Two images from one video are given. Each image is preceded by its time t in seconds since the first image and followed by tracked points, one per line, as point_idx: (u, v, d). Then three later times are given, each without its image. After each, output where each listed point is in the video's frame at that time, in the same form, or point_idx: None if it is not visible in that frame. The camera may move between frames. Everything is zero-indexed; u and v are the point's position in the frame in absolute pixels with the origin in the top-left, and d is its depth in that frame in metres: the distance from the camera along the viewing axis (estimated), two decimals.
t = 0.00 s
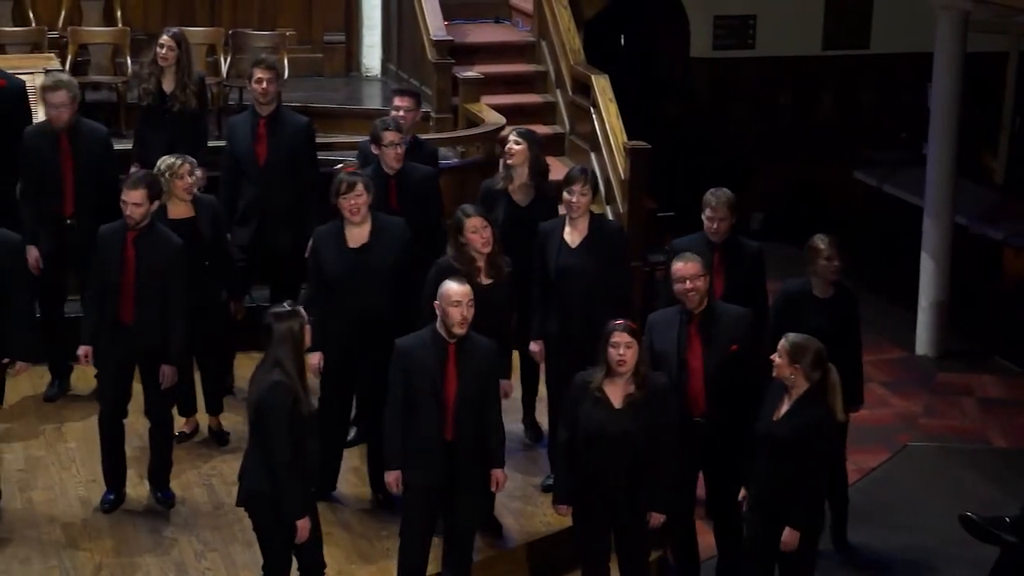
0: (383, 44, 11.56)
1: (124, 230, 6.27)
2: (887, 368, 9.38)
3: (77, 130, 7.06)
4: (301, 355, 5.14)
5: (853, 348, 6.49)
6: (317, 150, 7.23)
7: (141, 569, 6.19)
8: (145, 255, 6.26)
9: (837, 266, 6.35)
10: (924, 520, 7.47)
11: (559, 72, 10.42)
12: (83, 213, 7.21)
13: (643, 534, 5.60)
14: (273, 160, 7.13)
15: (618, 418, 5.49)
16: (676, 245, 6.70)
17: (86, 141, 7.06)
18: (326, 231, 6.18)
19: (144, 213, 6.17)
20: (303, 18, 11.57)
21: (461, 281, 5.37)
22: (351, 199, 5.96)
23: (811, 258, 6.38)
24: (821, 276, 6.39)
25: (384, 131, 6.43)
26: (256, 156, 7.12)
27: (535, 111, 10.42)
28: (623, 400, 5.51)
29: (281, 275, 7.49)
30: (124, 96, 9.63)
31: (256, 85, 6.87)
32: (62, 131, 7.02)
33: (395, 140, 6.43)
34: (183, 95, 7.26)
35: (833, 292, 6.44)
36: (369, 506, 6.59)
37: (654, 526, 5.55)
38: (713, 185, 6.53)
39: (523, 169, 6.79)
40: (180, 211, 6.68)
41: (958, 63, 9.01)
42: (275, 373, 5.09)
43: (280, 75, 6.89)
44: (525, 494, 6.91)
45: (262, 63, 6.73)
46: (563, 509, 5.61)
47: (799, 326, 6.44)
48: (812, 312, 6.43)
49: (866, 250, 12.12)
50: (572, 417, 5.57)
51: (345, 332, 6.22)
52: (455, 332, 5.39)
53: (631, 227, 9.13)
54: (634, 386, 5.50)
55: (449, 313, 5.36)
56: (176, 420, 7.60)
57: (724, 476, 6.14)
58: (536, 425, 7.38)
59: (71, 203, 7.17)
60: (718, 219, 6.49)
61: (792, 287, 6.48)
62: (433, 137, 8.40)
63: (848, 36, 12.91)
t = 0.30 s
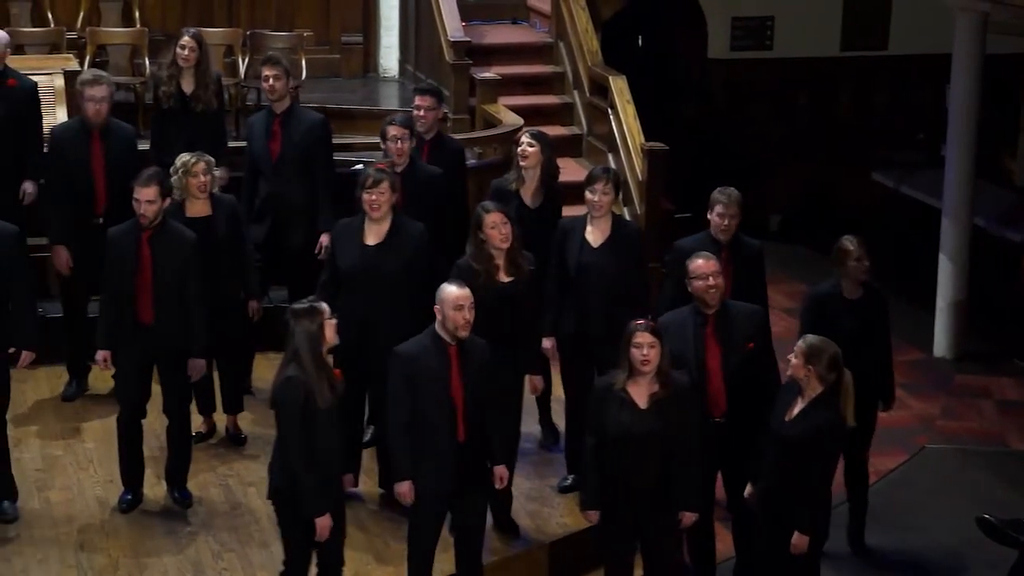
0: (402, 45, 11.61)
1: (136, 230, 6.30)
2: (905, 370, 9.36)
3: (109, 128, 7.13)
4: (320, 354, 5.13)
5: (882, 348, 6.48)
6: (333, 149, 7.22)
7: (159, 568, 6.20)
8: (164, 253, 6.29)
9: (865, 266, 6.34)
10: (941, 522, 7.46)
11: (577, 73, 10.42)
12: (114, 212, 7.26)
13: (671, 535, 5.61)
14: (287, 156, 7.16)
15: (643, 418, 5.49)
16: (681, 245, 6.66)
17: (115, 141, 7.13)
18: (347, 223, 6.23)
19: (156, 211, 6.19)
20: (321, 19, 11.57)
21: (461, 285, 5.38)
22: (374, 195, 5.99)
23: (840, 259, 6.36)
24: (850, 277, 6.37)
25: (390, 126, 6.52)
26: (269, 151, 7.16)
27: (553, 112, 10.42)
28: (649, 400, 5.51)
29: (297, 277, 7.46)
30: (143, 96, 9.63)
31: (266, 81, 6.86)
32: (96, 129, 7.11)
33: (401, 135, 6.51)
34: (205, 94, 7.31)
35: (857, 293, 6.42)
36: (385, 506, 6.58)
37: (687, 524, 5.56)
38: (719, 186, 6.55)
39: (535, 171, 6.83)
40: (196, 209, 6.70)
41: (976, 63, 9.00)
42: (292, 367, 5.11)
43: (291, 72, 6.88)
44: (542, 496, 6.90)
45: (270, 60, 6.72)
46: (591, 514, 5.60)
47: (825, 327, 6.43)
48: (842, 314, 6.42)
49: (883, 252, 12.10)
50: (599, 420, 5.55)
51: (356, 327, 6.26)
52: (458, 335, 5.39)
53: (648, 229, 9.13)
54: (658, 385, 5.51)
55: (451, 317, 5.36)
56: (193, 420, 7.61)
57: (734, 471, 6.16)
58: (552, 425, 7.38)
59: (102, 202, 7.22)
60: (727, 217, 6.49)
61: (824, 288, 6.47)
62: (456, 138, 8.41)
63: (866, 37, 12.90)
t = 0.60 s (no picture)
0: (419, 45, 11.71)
1: (151, 234, 6.28)
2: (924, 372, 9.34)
3: (136, 130, 7.12)
4: (338, 365, 5.16)
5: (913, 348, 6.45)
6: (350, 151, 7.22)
7: (178, 569, 6.21)
8: (181, 259, 6.30)
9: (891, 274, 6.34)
10: (961, 526, 7.45)
11: (597, 75, 10.42)
12: (141, 216, 7.26)
13: (696, 542, 5.64)
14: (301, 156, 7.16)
15: (669, 424, 5.49)
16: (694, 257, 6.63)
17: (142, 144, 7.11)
18: (365, 223, 6.26)
19: (173, 211, 6.18)
20: (341, 19, 11.58)
21: (464, 290, 5.39)
22: (389, 202, 5.98)
23: (867, 263, 6.36)
24: (878, 283, 6.36)
25: (402, 129, 6.53)
26: (285, 151, 7.17)
27: (573, 113, 10.42)
28: (673, 405, 5.51)
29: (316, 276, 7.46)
30: (162, 96, 9.63)
31: (277, 82, 6.87)
32: (123, 133, 7.09)
33: (412, 137, 6.53)
34: (229, 93, 7.36)
35: (881, 298, 6.41)
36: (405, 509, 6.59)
37: (713, 532, 5.61)
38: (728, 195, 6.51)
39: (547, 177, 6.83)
40: (215, 213, 6.69)
41: (996, 63, 8.98)
42: (310, 374, 5.19)
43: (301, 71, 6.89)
44: (560, 499, 6.90)
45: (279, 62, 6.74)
46: (619, 518, 5.65)
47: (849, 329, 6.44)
48: (867, 317, 6.42)
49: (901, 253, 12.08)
50: (624, 426, 5.57)
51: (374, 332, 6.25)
52: (465, 343, 5.39)
53: (666, 231, 9.13)
54: (683, 392, 5.49)
55: (455, 322, 5.36)
56: (212, 421, 7.61)
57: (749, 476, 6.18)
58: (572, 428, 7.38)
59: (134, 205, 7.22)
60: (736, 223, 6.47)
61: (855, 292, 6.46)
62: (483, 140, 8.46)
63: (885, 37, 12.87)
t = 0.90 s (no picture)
0: (439, 48, 11.68)
1: (173, 238, 6.29)
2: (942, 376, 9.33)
3: (148, 130, 7.11)
4: (356, 369, 5.15)
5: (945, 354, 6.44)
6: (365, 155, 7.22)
7: (196, 571, 6.22)
8: (203, 261, 6.32)
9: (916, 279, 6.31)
10: (980, 530, 7.44)
11: (615, 78, 10.43)
12: (158, 217, 7.26)
13: (713, 549, 5.62)
14: (319, 160, 7.14)
15: (681, 426, 5.52)
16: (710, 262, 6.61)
17: (153, 145, 7.11)
18: (367, 228, 6.24)
19: (198, 213, 6.20)
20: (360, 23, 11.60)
21: (475, 295, 5.33)
22: (391, 201, 5.99)
23: (891, 266, 6.34)
24: (903, 288, 6.35)
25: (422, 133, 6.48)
26: (300, 155, 7.15)
27: (592, 116, 10.43)
28: (689, 410, 5.53)
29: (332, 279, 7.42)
30: (181, 99, 9.66)
31: (297, 87, 6.89)
32: (134, 132, 7.09)
33: (432, 142, 6.47)
34: (250, 94, 7.36)
35: (905, 301, 6.41)
36: (423, 511, 6.59)
37: (726, 542, 5.61)
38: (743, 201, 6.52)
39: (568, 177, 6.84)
40: (233, 215, 6.73)
41: (1016, 67, 8.97)
42: (327, 375, 5.21)
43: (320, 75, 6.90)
44: (578, 502, 6.89)
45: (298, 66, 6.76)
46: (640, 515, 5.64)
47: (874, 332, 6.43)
48: (890, 320, 6.41)
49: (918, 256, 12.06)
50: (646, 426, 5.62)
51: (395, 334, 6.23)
52: (476, 346, 5.36)
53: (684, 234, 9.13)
54: (700, 399, 5.49)
55: (466, 330, 5.34)
56: (231, 423, 7.61)
57: (770, 477, 6.17)
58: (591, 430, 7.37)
59: (147, 206, 7.22)
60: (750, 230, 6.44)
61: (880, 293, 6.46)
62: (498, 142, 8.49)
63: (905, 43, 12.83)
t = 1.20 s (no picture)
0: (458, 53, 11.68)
1: (199, 237, 6.30)
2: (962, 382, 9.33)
3: (153, 137, 7.08)
4: (364, 370, 5.12)
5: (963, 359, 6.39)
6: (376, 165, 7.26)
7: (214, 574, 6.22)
8: (229, 263, 6.34)
9: (938, 282, 6.29)
10: (1000, 536, 7.43)
11: (633, 83, 10.45)
12: (171, 222, 7.24)
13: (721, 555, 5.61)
14: (332, 164, 7.12)
15: (691, 427, 5.55)
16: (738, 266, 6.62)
17: (159, 151, 7.08)
18: (367, 236, 6.21)
19: (223, 214, 6.22)
20: (379, 28, 11.61)
21: (500, 300, 5.33)
22: (398, 204, 5.98)
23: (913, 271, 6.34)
24: (925, 292, 6.34)
25: (448, 133, 6.53)
26: (314, 161, 7.11)
27: (610, 122, 10.44)
28: (702, 412, 5.55)
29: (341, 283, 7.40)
30: (200, 103, 9.68)
31: (318, 91, 6.87)
32: (138, 141, 7.07)
33: (460, 141, 6.53)
34: (267, 99, 7.35)
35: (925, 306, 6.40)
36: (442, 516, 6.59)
37: (726, 550, 5.57)
38: (774, 208, 6.51)
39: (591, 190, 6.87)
40: (253, 223, 6.69)
41: None
42: (333, 379, 5.15)
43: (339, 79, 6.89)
44: (597, 507, 6.89)
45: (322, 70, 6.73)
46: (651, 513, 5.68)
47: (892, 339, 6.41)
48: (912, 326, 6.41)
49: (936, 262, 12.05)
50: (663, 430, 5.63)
51: (411, 338, 6.26)
52: (499, 351, 5.37)
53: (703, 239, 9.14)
54: (713, 401, 5.51)
55: (489, 334, 5.33)
56: (249, 429, 7.61)
57: (795, 485, 6.16)
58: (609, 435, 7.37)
59: (150, 212, 7.23)
60: (778, 233, 6.42)
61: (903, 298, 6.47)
62: (510, 147, 8.49)
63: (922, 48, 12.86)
